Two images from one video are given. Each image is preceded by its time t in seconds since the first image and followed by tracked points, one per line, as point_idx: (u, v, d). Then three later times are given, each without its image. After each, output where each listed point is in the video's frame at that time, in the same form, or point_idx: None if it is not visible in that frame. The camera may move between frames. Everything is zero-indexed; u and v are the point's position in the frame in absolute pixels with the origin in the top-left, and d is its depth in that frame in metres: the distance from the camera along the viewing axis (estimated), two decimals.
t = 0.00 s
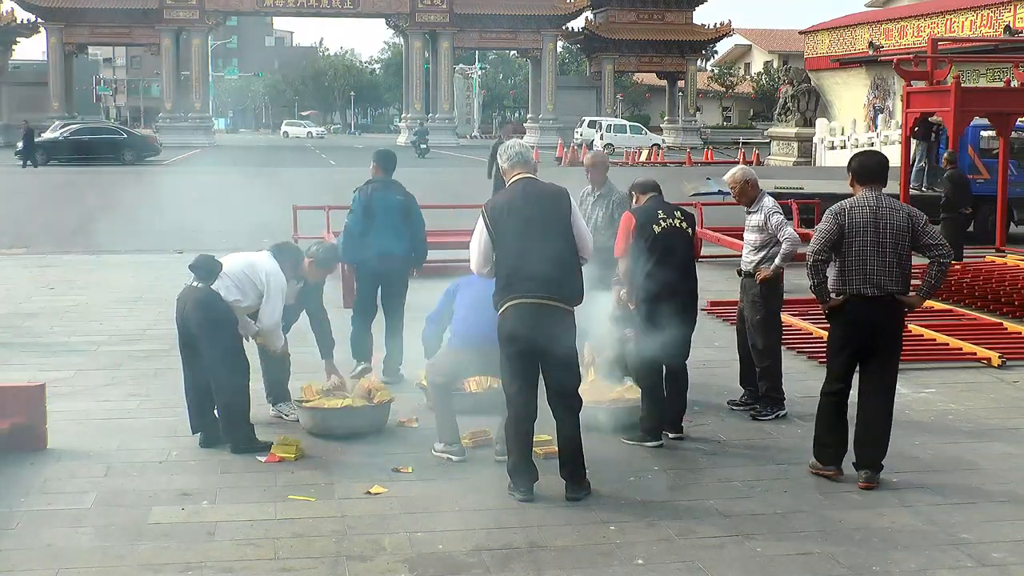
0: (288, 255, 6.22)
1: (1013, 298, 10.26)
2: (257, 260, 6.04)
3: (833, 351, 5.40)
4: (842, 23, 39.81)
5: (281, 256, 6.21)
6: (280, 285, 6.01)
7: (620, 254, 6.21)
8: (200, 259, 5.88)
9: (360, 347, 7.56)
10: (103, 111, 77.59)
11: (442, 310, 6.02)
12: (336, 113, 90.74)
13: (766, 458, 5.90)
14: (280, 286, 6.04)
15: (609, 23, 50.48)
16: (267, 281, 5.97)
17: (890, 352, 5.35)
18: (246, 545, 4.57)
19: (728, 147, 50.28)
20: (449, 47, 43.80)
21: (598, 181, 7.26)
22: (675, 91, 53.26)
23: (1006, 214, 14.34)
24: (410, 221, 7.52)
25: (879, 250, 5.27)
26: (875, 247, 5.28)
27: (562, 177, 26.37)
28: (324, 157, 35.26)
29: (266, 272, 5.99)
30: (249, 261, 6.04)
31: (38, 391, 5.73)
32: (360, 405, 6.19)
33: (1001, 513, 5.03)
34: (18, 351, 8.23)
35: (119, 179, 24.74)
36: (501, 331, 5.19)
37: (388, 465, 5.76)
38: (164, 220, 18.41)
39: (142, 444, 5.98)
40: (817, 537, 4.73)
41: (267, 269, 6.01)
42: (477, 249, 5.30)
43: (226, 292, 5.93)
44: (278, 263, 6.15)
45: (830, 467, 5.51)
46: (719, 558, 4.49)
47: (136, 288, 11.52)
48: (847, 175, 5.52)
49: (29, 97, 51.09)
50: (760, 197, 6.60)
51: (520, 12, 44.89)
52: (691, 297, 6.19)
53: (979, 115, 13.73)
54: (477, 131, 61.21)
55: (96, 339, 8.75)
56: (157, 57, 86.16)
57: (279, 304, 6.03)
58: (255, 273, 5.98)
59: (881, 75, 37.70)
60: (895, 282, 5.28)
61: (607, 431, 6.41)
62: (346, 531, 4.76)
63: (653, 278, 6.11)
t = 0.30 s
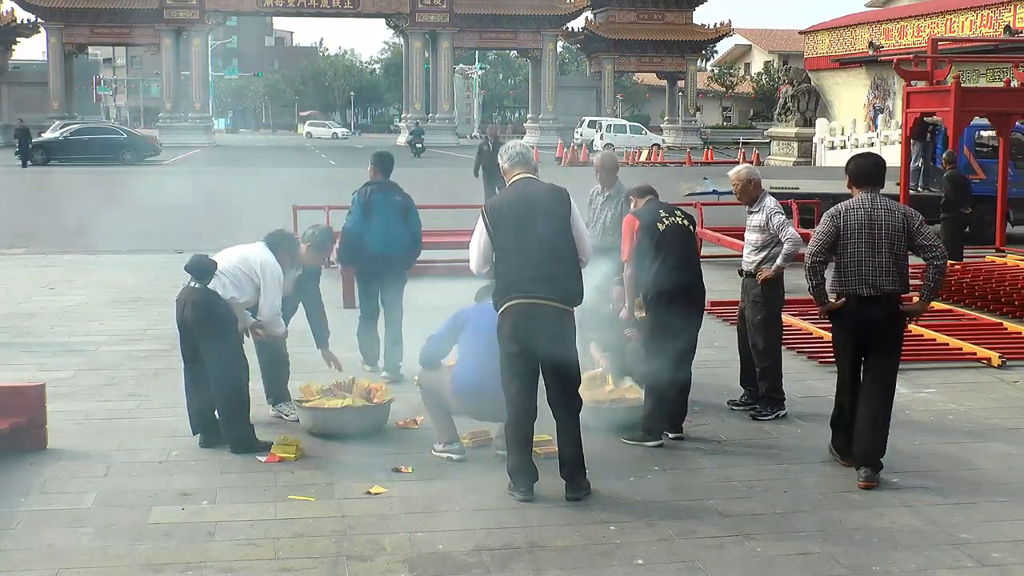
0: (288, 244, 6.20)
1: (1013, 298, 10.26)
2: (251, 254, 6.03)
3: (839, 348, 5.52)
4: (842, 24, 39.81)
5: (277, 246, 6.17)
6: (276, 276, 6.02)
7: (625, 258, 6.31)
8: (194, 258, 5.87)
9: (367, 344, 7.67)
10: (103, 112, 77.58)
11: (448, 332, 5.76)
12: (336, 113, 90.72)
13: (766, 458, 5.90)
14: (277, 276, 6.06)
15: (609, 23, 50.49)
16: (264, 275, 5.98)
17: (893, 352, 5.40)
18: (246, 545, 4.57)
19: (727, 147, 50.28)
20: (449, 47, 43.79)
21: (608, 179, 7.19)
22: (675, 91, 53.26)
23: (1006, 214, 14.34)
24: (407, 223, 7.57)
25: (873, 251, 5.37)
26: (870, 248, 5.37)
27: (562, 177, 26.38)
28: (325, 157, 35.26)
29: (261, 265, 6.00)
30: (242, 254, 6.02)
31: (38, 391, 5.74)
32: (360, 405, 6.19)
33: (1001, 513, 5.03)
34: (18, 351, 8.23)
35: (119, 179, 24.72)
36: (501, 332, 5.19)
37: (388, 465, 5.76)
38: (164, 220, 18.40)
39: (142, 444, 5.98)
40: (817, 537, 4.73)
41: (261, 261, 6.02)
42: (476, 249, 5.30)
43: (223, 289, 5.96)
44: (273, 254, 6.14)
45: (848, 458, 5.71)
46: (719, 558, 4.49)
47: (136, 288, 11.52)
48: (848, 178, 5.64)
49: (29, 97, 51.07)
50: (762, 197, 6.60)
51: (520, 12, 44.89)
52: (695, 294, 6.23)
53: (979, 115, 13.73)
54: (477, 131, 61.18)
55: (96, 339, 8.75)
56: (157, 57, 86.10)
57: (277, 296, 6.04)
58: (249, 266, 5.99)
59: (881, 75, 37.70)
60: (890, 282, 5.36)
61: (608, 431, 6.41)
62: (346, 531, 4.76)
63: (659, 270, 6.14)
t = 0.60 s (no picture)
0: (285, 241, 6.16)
1: (1013, 298, 10.26)
2: (246, 252, 5.99)
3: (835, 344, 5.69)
4: (842, 24, 39.80)
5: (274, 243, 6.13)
6: (273, 273, 6.01)
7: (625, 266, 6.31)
8: (194, 259, 5.84)
9: (366, 342, 7.69)
10: (104, 112, 77.58)
11: (448, 332, 5.77)
12: (336, 114, 90.71)
13: (765, 458, 5.90)
14: (273, 274, 6.03)
15: (609, 23, 50.50)
16: (260, 272, 5.95)
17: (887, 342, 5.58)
18: (245, 545, 4.57)
19: (727, 147, 50.29)
20: (449, 47, 43.79)
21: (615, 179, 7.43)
22: (675, 91, 53.25)
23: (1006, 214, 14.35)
24: (400, 217, 7.73)
25: (865, 249, 5.55)
26: (861, 246, 5.56)
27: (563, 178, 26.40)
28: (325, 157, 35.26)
29: (258, 264, 5.97)
30: (240, 253, 5.98)
31: (38, 391, 5.74)
32: (361, 405, 6.19)
33: (1001, 513, 5.03)
34: (18, 351, 8.24)
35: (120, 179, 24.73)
36: (501, 334, 5.18)
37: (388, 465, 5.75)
38: (164, 220, 18.39)
39: (142, 444, 5.98)
40: (817, 537, 4.73)
41: (257, 258, 5.99)
42: (477, 250, 5.27)
43: (220, 288, 5.90)
44: (269, 251, 6.10)
45: (847, 457, 5.75)
46: (719, 558, 4.49)
47: (137, 288, 11.51)
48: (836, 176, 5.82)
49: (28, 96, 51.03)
50: (763, 197, 6.60)
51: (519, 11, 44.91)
52: (699, 290, 6.23)
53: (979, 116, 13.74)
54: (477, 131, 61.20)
55: (97, 339, 8.75)
56: (157, 57, 86.09)
57: (274, 292, 6.02)
58: (245, 265, 5.95)
59: (881, 75, 37.67)
60: (883, 277, 5.54)
61: (609, 430, 6.41)
62: (347, 531, 4.76)
63: (664, 266, 6.17)
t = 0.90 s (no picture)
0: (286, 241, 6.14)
1: (1013, 298, 10.26)
2: (247, 249, 5.99)
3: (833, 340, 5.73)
4: (841, 24, 39.80)
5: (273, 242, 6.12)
6: (273, 273, 6.00)
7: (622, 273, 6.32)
8: (193, 259, 5.84)
9: (367, 344, 7.69)
10: (104, 113, 77.56)
11: (447, 333, 5.78)
12: (336, 114, 90.70)
13: (766, 458, 5.90)
14: (274, 273, 6.03)
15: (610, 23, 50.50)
16: (258, 271, 5.95)
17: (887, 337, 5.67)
18: (245, 545, 4.57)
19: (727, 147, 50.30)
20: (449, 47, 43.80)
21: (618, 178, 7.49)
22: (675, 91, 53.24)
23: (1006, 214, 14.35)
24: (401, 217, 7.77)
25: (863, 246, 5.59)
26: (858, 243, 5.60)
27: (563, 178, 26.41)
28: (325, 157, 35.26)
29: (259, 262, 5.96)
30: (241, 252, 5.98)
31: (38, 392, 5.74)
32: (360, 405, 6.18)
33: (1001, 513, 5.03)
34: (18, 351, 8.23)
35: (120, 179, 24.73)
36: (500, 334, 5.19)
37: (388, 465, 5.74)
38: (164, 220, 18.38)
39: (142, 444, 5.98)
40: (817, 537, 4.73)
41: (258, 256, 5.98)
42: (477, 250, 5.28)
43: (221, 288, 5.90)
44: (269, 250, 6.09)
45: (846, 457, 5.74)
46: (720, 558, 4.49)
47: (137, 288, 11.51)
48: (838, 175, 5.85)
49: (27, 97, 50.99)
50: (764, 197, 6.59)
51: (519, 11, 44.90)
52: (701, 290, 6.21)
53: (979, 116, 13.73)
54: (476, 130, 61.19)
55: (97, 339, 8.74)
56: (157, 57, 86.06)
57: (272, 291, 6.01)
58: (246, 263, 5.95)
59: (881, 75, 37.65)
60: (879, 274, 5.57)
61: (608, 431, 6.41)
62: (346, 531, 4.76)
63: (666, 267, 6.17)
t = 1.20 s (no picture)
0: (288, 242, 6.15)
1: (1013, 298, 10.26)
2: (247, 248, 6.05)
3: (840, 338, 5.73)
4: (841, 24, 39.81)
5: (277, 242, 6.11)
6: (272, 271, 6.04)
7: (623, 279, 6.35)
8: (193, 258, 5.82)
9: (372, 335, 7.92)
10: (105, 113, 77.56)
11: (440, 322, 5.83)
12: (336, 114, 90.73)
13: (766, 458, 5.90)
14: (273, 271, 6.07)
15: (610, 23, 50.52)
16: (257, 268, 5.99)
17: (893, 340, 5.72)
18: (246, 545, 4.57)
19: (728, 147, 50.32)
20: (449, 48, 43.83)
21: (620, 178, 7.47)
22: (675, 91, 53.24)
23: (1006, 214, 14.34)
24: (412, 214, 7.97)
25: (877, 247, 5.60)
26: (872, 244, 5.61)
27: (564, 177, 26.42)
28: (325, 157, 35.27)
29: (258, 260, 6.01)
30: (241, 250, 6.04)
31: (38, 393, 5.73)
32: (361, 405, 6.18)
33: (1001, 513, 5.03)
34: (19, 351, 8.24)
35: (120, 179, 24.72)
36: (501, 334, 5.19)
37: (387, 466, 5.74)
38: (164, 220, 18.38)
39: (143, 444, 5.99)
40: (817, 537, 4.73)
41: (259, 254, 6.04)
42: (477, 249, 5.26)
43: (220, 288, 5.93)
44: (270, 250, 6.10)
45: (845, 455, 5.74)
46: (720, 558, 4.49)
47: (137, 288, 11.52)
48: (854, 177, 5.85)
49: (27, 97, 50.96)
50: (764, 196, 6.58)
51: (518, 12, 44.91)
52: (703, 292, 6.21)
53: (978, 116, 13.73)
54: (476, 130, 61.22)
55: (97, 339, 8.75)
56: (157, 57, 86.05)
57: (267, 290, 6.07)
58: (245, 263, 6.00)
59: (881, 75, 37.65)
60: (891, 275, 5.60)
61: (607, 431, 6.40)
62: (347, 531, 4.76)
63: (663, 268, 6.20)
